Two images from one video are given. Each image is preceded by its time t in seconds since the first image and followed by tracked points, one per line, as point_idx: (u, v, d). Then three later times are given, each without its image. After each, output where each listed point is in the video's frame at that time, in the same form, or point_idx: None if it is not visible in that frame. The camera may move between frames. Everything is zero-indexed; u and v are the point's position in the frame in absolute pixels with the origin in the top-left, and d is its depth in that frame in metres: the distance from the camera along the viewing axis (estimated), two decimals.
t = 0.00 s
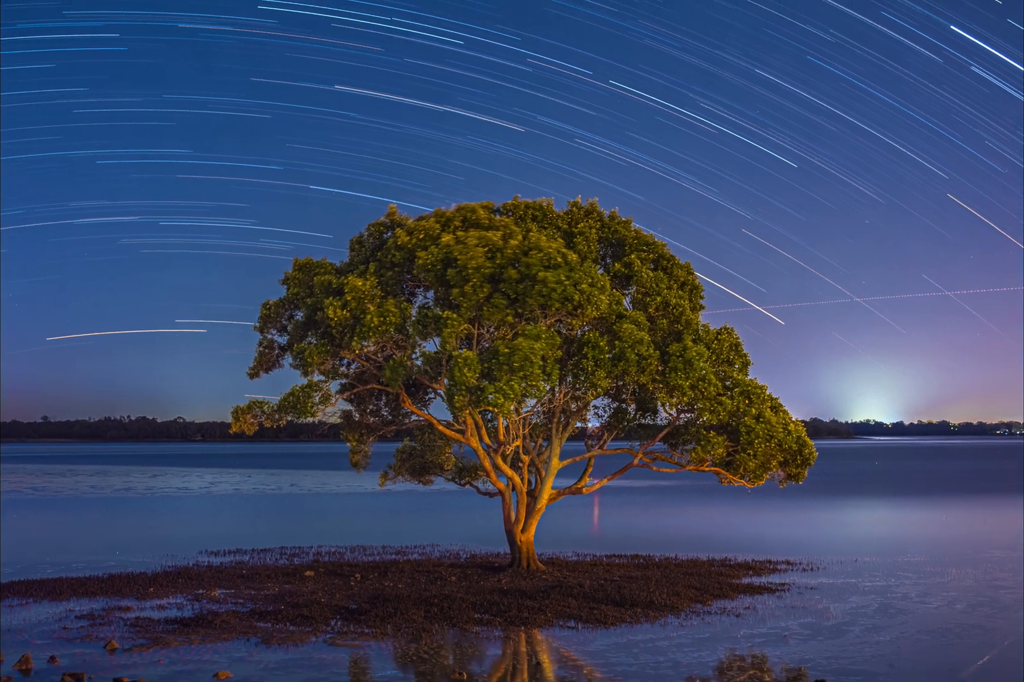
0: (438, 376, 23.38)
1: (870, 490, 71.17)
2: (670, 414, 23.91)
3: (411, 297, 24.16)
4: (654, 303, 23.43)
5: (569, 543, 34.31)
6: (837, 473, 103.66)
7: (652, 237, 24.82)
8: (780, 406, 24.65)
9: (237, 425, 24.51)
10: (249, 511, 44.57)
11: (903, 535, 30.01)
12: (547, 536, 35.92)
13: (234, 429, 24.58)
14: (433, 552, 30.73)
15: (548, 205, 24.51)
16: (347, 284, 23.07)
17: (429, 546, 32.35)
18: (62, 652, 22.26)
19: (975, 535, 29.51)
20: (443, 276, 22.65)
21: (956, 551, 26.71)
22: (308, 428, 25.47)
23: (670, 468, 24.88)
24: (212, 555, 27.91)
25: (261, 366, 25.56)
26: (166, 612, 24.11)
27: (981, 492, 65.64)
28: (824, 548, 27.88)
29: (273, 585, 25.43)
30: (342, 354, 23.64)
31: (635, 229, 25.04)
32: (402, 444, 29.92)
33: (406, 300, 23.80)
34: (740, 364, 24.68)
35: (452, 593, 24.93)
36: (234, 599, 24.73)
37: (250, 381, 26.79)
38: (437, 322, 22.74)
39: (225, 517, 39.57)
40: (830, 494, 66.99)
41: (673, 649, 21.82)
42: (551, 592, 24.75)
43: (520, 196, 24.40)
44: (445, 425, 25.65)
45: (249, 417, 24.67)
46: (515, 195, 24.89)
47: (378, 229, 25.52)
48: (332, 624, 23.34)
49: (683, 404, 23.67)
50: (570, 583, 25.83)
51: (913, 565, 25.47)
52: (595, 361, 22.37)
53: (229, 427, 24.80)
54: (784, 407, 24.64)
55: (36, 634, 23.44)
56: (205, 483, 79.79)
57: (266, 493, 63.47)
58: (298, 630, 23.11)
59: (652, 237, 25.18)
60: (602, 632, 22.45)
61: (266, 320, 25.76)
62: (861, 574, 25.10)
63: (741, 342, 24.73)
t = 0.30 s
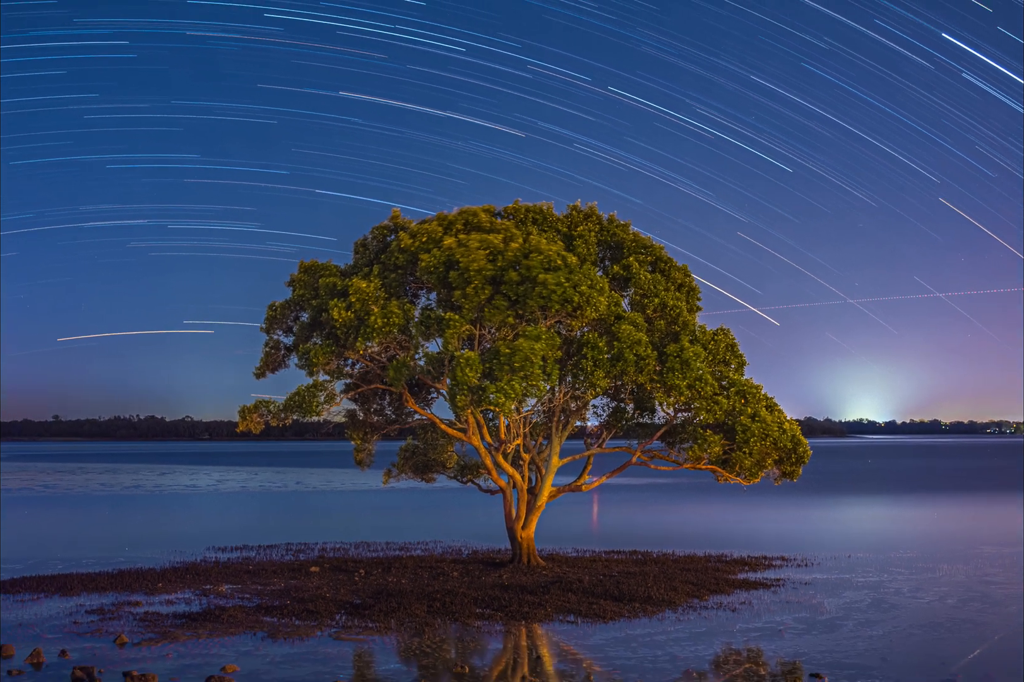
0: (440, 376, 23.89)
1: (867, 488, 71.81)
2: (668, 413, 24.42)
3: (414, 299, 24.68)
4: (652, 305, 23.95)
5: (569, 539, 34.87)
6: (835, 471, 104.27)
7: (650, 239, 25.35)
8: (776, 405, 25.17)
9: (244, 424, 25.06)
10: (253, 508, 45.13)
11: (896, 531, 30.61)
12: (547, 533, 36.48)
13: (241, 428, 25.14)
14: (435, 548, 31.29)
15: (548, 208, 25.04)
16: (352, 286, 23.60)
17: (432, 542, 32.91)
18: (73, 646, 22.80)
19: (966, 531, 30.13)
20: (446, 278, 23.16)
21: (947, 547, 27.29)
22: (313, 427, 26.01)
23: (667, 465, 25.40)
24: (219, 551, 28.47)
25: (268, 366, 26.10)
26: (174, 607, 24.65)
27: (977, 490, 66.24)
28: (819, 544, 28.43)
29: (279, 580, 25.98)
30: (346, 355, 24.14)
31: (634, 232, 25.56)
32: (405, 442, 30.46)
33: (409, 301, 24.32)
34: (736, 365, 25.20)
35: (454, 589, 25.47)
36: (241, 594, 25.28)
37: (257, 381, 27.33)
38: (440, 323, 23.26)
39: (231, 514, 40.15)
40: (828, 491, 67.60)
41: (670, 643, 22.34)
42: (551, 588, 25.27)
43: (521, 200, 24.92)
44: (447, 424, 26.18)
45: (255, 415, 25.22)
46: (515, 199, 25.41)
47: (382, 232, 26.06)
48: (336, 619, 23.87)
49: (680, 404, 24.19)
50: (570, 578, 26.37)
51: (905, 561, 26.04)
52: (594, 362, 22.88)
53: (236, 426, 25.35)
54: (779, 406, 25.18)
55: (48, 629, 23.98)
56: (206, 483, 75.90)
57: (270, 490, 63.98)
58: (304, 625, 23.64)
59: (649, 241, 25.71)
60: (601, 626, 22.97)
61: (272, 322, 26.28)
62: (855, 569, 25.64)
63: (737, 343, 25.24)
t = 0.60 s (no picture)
0: (443, 376, 24.41)
1: (864, 485, 72.43)
2: (665, 412, 24.94)
3: (416, 300, 25.20)
4: (650, 306, 24.48)
5: (568, 536, 35.43)
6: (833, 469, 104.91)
7: (648, 242, 25.87)
8: (771, 404, 25.71)
9: (251, 423, 25.63)
10: (259, 505, 45.71)
11: (888, 527, 31.22)
12: (547, 529, 37.05)
13: (248, 427, 25.70)
14: (438, 544, 31.86)
15: (548, 212, 25.57)
16: (356, 288, 24.12)
17: (435, 538, 33.48)
18: (83, 640, 23.34)
19: (958, 528, 30.76)
20: (448, 280, 23.68)
21: (939, 543, 27.88)
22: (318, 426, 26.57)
23: (665, 463, 25.93)
24: (226, 547, 29.06)
25: (274, 366, 26.64)
26: (182, 602, 25.20)
27: (973, 487, 66.85)
28: (813, 540, 28.99)
29: (285, 575, 26.55)
30: (351, 355, 24.67)
31: (632, 235, 26.08)
32: (408, 440, 30.99)
33: (412, 303, 24.84)
34: (733, 365, 25.71)
35: (456, 584, 26.02)
36: (247, 589, 25.84)
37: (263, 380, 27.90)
38: (442, 324, 23.78)
39: (236, 511, 40.71)
40: (826, 489, 68.22)
41: (667, 637, 22.86)
42: (551, 583, 25.81)
43: (522, 204, 25.46)
44: (449, 423, 26.71)
45: (262, 414, 25.79)
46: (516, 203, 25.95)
47: (386, 235, 26.60)
48: (341, 613, 24.42)
49: (677, 403, 24.71)
50: (569, 574, 26.91)
51: (898, 557, 26.63)
52: (593, 362, 23.39)
53: (243, 425, 25.92)
54: (775, 405, 25.71)
55: (59, 623, 24.52)
56: (206, 483, 72.17)
57: (273, 488, 64.50)
58: (309, 619, 24.19)
59: (647, 243, 26.24)
60: (599, 621, 23.50)
61: (278, 323, 26.82)
62: (849, 565, 26.20)
63: (733, 343, 25.75)
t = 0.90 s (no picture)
0: (445, 376, 24.93)
1: (861, 482, 73.07)
2: (663, 411, 25.46)
3: (419, 302, 25.71)
4: (648, 307, 24.98)
5: (568, 532, 36.00)
6: (831, 467, 105.46)
7: (646, 245, 26.41)
8: (766, 403, 26.23)
9: (257, 421, 26.18)
10: (264, 502, 46.26)
11: (881, 524, 31.82)
12: (547, 526, 37.59)
13: (254, 426, 26.25)
14: (440, 540, 32.43)
15: (548, 215, 26.12)
16: (360, 290, 24.65)
17: (437, 535, 34.04)
18: (93, 634, 23.88)
19: (950, 524, 31.37)
20: (450, 282, 24.20)
21: (931, 539, 28.47)
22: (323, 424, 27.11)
23: (662, 461, 26.46)
24: (232, 543, 29.63)
25: (279, 366, 27.18)
26: (190, 597, 25.74)
27: (969, 484, 67.44)
28: (808, 537, 29.55)
29: (290, 571, 27.12)
30: (355, 356, 25.19)
31: (630, 238, 26.61)
32: (411, 439, 31.52)
33: (415, 304, 25.36)
34: (729, 365, 26.24)
35: (458, 579, 26.57)
36: (254, 585, 26.40)
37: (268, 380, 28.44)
38: (444, 325, 24.30)
39: (241, 508, 41.31)
40: (823, 486, 68.84)
41: (665, 631, 23.37)
42: (551, 578, 26.34)
43: (522, 207, 26.00)
44: (451, 422, 27.23)
45: (268, 413, 26.34)
46: (517, 206, 26.48)
47: (389, 238, 27.15)
48: (345, 608, 24.96)
49: (675, 402, 25.23)
50: (569, 570, 27.43)
51: (890, 553, 27.21)
52: (592, 362, 23.90)
53: (249, 424, 26.47)
54: (770, 405, 26.22)
55: (69, 618, 25.06)
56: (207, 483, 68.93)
57: (276, 486, 65.03)
58: (314, 614, 24.73)
59: (645, 246, 26.76)
60: (598, 616, 24.03)
61: (284, 324, 27.34)
62: (843, 561, 26.75)
63: (729, 344, 26.29)
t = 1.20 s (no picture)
0: (447, 376, 25.45)
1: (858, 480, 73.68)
2: (661, 410, 25.99)
3: (422, 303, 26.22)
4: (646, 309, 25.49)
5: (568, 529, 36.58)
6: (829, 465, 106.03)
7: (644, 248, 26.94)
8: (762, 403, 26.77)
9: (263, 420, 26.73)
10: (269, 499, 46.87)
11: (875, 521, 32.40)
12: (547, 523, 38.16)
13: (260, 424, 26.82)
14: (442, 537, 32.99)
15: (548, 219, 26.65)
16: (364, 291, 25.16)
17: (439, 531, 34.61)
18: (102, 628, 24.40)
19: (942, 521, 31.94)
20: (452, 284, 24.72)
21: (923, 536, 29.03)
22: (328, 423, 27.66)
23: (660, 459, 26.99)
24: (239, 539, 30.23)
25: (285, 366, 27.72)
26: (197, 592, 26.29)
27: (965, 482, 68.01)
28: (803, 533, 30.11)
29: (296, 567, 27.69)
30: (359, 356, 25.71)
31: (629, 241, 27.14)
32: (413, 437, 32.05)
33: (418, 305, 25.88)
34: (725, 365, 26.78)
35: (460, 575, 27.11)
36: (260, 580, 26.96)
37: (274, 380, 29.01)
38: (447, 326, 24.83)
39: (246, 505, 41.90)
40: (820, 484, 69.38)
41: (663, 626, 23.88)
42: (551, 574, 26.87)
43: (523, 211, 26.54)
44: (453, 421, 27.77)
45: (274, 412, 26.89)
46: (517, 210, 27.02)
47: (392, 241, 27.70)
48: (349, 603, 25.50)
49: (672, 401, 25.76)
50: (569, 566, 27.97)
51: (883, 549, 27.76)
52: (591, 362, 24.42)
53: (256, 423, 27.03)
54: (766, 404, 26.75)
55: (79, 613, 25.59)
56: (213, 483, 65.95)
57: (280, 484, 65.47)
58: (319, 609, 25.26)
59: (643, 248, 27.29)
60: (597, 610, 24.55)
61: (289, 325, 27.89)
62: (837, 557, 27.31)
63: (726, 344, 26.83)
